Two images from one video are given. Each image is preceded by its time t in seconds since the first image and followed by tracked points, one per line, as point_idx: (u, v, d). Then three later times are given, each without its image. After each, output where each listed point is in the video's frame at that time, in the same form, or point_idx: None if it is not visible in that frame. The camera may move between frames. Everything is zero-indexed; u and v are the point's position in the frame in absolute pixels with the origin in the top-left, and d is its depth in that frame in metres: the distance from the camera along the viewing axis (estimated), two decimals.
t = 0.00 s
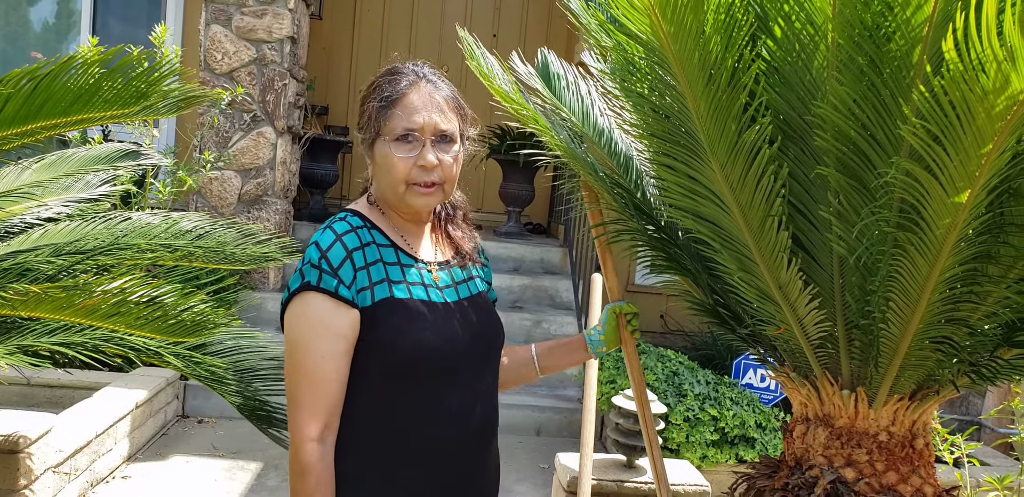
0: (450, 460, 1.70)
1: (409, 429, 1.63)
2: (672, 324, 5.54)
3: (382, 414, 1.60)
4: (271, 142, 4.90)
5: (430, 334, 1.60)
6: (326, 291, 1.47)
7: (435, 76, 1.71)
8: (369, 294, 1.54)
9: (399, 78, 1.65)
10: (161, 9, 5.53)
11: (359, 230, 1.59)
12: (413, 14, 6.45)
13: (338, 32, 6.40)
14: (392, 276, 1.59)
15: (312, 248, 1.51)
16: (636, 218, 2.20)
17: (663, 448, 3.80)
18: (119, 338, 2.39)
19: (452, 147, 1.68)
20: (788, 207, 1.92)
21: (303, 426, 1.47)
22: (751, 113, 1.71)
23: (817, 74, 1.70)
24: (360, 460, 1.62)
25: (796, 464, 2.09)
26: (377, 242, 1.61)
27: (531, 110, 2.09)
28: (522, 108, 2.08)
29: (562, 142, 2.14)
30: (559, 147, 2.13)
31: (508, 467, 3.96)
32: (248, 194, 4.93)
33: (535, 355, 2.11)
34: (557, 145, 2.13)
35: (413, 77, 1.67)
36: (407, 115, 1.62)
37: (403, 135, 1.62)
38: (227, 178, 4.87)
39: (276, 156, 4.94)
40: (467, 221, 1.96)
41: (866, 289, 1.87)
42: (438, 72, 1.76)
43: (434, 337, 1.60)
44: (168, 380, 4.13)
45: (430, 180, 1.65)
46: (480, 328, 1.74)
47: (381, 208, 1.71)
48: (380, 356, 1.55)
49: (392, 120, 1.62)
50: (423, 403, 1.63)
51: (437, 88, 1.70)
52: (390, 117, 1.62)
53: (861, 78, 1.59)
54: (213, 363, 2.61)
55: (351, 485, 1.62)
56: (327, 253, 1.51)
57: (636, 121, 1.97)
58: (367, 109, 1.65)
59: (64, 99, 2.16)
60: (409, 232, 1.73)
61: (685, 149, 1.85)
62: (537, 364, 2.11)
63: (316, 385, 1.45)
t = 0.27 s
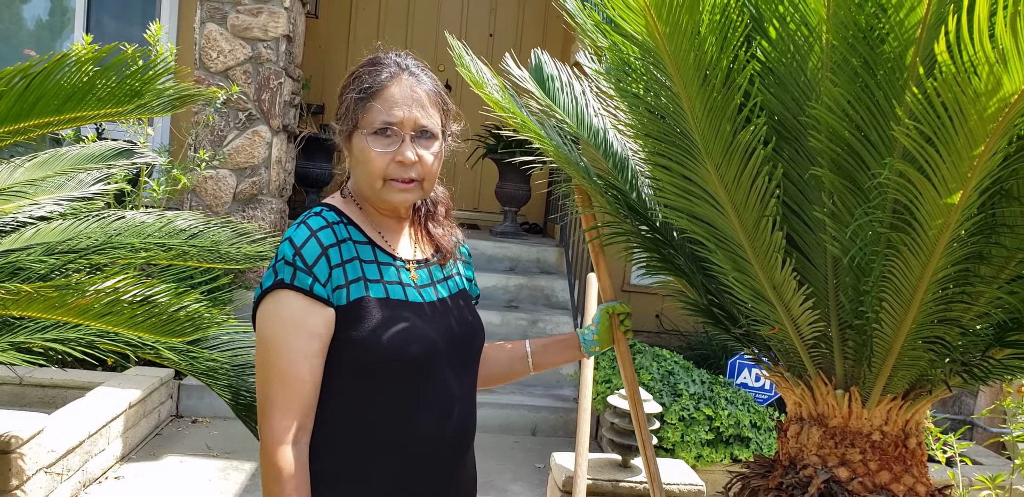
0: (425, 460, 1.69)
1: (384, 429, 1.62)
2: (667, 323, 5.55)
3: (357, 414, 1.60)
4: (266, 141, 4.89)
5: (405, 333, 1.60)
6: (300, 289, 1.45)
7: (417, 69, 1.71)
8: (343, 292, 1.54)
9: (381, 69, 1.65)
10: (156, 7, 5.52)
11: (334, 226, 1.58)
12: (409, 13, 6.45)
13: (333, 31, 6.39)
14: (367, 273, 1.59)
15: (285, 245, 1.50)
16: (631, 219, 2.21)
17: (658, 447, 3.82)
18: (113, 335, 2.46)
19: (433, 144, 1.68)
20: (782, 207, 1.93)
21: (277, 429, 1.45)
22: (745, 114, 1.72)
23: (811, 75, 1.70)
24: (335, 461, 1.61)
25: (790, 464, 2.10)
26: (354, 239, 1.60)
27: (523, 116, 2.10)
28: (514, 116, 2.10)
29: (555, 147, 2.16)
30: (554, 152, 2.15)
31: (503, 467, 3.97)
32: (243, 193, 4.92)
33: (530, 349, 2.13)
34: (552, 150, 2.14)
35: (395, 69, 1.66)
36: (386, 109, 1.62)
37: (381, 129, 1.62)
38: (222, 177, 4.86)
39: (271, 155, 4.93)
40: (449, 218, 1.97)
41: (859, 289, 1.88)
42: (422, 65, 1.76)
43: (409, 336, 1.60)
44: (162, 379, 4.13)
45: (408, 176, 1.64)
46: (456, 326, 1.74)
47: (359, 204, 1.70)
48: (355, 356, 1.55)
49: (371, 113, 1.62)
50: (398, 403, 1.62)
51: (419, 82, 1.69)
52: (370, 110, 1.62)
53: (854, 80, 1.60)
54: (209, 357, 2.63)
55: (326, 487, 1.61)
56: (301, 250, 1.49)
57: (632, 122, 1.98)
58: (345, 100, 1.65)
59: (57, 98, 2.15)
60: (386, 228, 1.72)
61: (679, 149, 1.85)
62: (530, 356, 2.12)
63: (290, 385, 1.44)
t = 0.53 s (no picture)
0: (394, 474, 1.68)
1: (355, 441, 1.61)
2: (658, 323, 5.56)
3: (328, 426, 1.58)
4: (257, 141, 4.87)
5: (379, 345, 1.58)
6: (274, 299, 1.44)
7: (397, 67, 1.71)
8: (319, 301, 1.53)
9: (360, 67, 1.65)
10: (146, 6, 5.49)
11: (308, 230, 1.57)
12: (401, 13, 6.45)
13: (325, 31, 6.38)
14: (344, 281, 1.58)
15: (257, 252, 1.47)
16: (621, 219, 2.22)
17: (649, 447, 3.82)
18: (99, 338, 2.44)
19: (412, 145, 1.68)
20: (772, 207, 1.94)
21: (242, 441, 1.44)
22: (734, 114, 1.73)
23: (801, 75, 1.71)
24: (303, 474, 1.59)
25: (779, 462, 2.11)
26: (330, 244, 1.60)
27: (515, 113, 2.10)
28: (506, 112, 2.09)
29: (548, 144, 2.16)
30: (546, 150, 2.15)
31: (495, 467, 3.97)
32: (234, 193, 4.89)
33: (518, 348, 2.16)
34: (543, 147, 2.14)
35: (373, 67, 1.67)
36: (364, 108, 1.62)
37: (359, 129, 1.62)
38: (213, 176, 4.84)
39: (262, 154, 4.91)
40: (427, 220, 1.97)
41: (848, 289, 1.89)
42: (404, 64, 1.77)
43: (383, 348, 1.59)
44: (153, 380, 4.10)
45: (385, 178, 1.64)
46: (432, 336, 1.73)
47: (334, 206, 1.70)
48: (327, 368, 1.53)
49: (348, 111, 1.61)
50: (370, 415, 1.61)
51: (399, 81, 1.69)
52: (348, 108, 1.61)
53: (843, 80, 1.61)
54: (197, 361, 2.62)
55: None
56: (274, 258, 1.47)
57: (622, 122, 1.98)
58: (322, 97, 1.64)
59: (43, 97, 2.14)
60: (360, 230, 1.72)
61: (670, 149, 1.86)
62: (518, 355, 2.16)
63: (257, 397, 1.43)
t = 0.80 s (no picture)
0: (385, 481, 1.66)
1: (346, 447, 1.60)
2: (649, 324, 5.57)
3: (320, 431, 1.57)
4: (247, 140, 4.85)
5: (374, 351, 1.56)
6: (262, 301, 1.43)
7: (391, 67, 1.71)
8: (312, 305, 1.51)
9: (354, 67, 1.64)
10: (136, 4, 5.46)
11: (302, 233, 1.57)
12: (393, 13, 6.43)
13: (316, 30, 6.36)
14: (339, 283, 1.57)
15: (251, 255, 1.47)
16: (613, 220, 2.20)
17: (639, 448, 3.83)
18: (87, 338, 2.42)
19: (408, 145, 1.68)
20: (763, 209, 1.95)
21: (227, 443, 1.43)
22: (725, 117, 1.73)
23: (792, 78, 1.72)
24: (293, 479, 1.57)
25: (770, 463, 2.11)
26: (324, 245, 1.59)
27: (506, 116, 2.10)
28: (497, 116, 2.09)
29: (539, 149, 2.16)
30: (537, 154, 2.15)
31: (485, 468, 3.96)
32: (224, 192, 4.87)
33: (513, 347, 2.15)
34: (535, 151, 2.14)
35: (367, 67, 1.66)
36: (359, 108, 1.61)
37: (354, 129, 1.61)
38: (203, 176, 4.82)
39: (253, 154, 4.89)
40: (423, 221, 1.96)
41: (838, 291, 1.90)
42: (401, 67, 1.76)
43: (378, 354, 1.57)
44: (141, 380, 4.08)
45: (381, 178, 1.63)
46: (430, 342, 1.71)
47: (329, 209, 1.69)
48: (319, 373, 1.52)
49: (343, 111, 1.61)
50: (361, 421, 1.59)
51: (393, 80, 1.69)
52: (342, 108, 1.61)
53: (834, 83, 1.61)
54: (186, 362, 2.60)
55: None
56: (266, 261, 1.47)
57: (614, 124, 1.98)
58: (316, 98, 1.63)
59: (34, 95, 2.10)
60: (356, 232, 1.72)
61: (661, 151, 1.86)
62: (512, 356, 2.14)
63: (242, 400, 1.42)
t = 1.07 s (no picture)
0: (401, 481, 1.64)
1: (364, 445, 1.57)
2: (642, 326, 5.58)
3: (337, 430, 1.55)
4: (242, 140, 4.83)
5: (394, 349, 1.54)
6: (286, 298, 1.40)
7: (415, 69, 1.70)
8: (336, 303, 1.50)
9: (378, 68, 1.64)
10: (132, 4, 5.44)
11: (326, 232, 1.55)
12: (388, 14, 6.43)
13: (312, 31, 6.35)
14: (361, 282, 1.56)
15: (275, 252, 1.45)
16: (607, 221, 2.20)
17: (632, 450, 3.83)
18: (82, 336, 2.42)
19: (430, 146, 1.67)
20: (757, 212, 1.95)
21: (247, 438, 1.41)
22: (721, 119, 1.73)
23: (787, 81, 1.72)
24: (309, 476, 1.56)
25: (763, 466, 2.11)
26: (348, 245, 1.58)
27: (502, 115, 2.10)
28: (493, 115, 2.09)
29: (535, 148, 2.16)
30: (533, 153, 2.15)
31: (479, 469, 3.96)
32: (218, 192, 4.86)
33: (512, 352, 2.11)
34: (530, 151, 2.14)
35: (391, 68, 1.66)
36: (383, 107, 1.61)
37: (377, 129, 1.60)
38: (197, 176, 4.81)
39: (247, 154, 4.88)
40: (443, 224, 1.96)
41: (832, 294, 1.90)
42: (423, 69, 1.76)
43: (397, 352, 1.55)
44: (134, 380, 4.06)
45: (403, 178, 1.62)
46: (447, 342, 1.69)
47: (353, 208, 1.69)
48: (340, 371, 1.50)
49: (366, 111, 1.60)
50: (380, 419, 1.57)
51: (417, 82, 1.69)
52: (366, 108, 1.61)
53: (829, 87, 1.62)
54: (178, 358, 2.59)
55: None
56: (292, 258, 1.45)
57: (610, 126, 1.98)
58: (341, 98, 1.64)
59: (31, 95, 2.08)
60: (379, 233, 1.72)
61: (656, 153, 1.86)
62: (512, 360, 2.11)
63: (263, 396, 1.40)
